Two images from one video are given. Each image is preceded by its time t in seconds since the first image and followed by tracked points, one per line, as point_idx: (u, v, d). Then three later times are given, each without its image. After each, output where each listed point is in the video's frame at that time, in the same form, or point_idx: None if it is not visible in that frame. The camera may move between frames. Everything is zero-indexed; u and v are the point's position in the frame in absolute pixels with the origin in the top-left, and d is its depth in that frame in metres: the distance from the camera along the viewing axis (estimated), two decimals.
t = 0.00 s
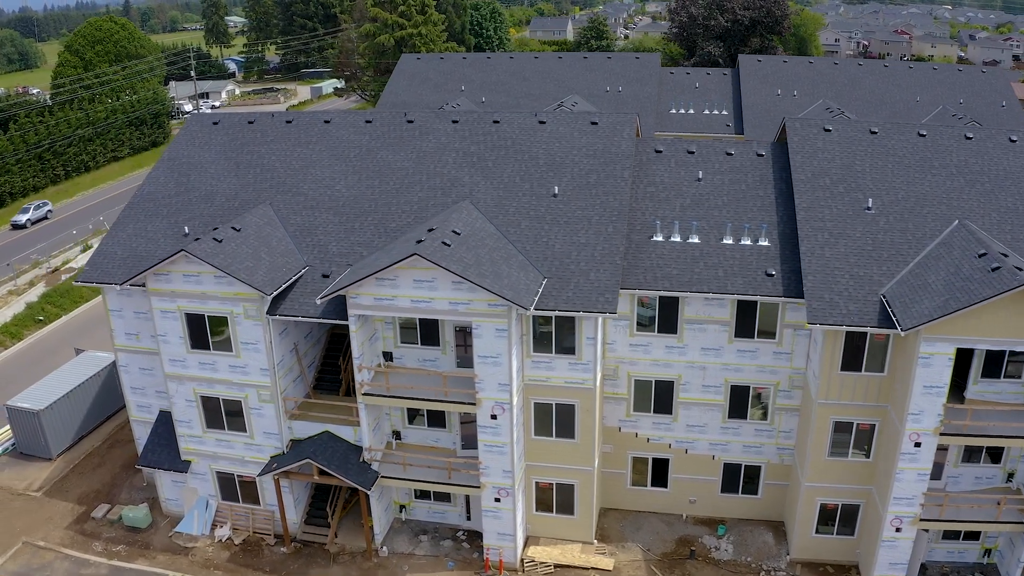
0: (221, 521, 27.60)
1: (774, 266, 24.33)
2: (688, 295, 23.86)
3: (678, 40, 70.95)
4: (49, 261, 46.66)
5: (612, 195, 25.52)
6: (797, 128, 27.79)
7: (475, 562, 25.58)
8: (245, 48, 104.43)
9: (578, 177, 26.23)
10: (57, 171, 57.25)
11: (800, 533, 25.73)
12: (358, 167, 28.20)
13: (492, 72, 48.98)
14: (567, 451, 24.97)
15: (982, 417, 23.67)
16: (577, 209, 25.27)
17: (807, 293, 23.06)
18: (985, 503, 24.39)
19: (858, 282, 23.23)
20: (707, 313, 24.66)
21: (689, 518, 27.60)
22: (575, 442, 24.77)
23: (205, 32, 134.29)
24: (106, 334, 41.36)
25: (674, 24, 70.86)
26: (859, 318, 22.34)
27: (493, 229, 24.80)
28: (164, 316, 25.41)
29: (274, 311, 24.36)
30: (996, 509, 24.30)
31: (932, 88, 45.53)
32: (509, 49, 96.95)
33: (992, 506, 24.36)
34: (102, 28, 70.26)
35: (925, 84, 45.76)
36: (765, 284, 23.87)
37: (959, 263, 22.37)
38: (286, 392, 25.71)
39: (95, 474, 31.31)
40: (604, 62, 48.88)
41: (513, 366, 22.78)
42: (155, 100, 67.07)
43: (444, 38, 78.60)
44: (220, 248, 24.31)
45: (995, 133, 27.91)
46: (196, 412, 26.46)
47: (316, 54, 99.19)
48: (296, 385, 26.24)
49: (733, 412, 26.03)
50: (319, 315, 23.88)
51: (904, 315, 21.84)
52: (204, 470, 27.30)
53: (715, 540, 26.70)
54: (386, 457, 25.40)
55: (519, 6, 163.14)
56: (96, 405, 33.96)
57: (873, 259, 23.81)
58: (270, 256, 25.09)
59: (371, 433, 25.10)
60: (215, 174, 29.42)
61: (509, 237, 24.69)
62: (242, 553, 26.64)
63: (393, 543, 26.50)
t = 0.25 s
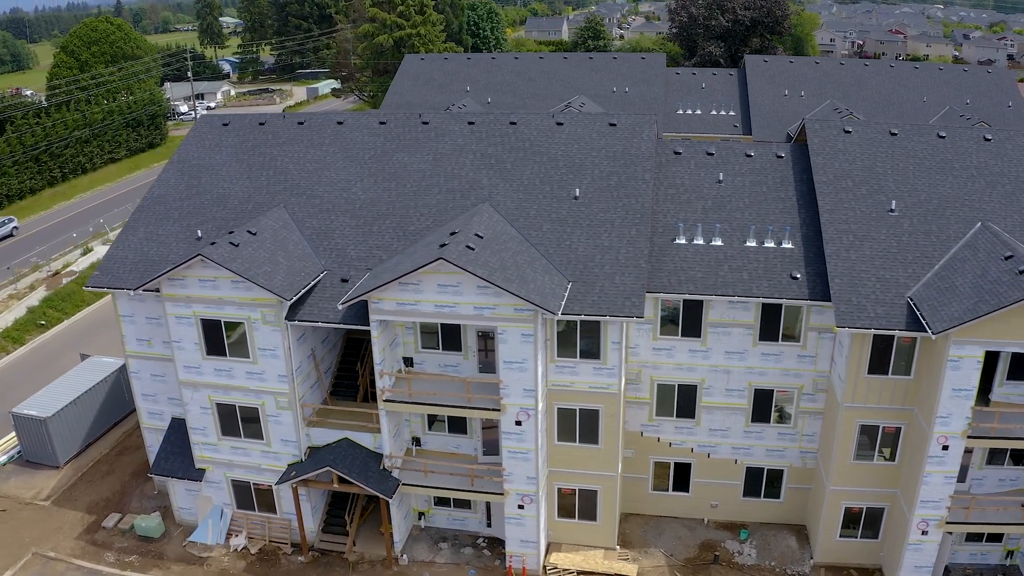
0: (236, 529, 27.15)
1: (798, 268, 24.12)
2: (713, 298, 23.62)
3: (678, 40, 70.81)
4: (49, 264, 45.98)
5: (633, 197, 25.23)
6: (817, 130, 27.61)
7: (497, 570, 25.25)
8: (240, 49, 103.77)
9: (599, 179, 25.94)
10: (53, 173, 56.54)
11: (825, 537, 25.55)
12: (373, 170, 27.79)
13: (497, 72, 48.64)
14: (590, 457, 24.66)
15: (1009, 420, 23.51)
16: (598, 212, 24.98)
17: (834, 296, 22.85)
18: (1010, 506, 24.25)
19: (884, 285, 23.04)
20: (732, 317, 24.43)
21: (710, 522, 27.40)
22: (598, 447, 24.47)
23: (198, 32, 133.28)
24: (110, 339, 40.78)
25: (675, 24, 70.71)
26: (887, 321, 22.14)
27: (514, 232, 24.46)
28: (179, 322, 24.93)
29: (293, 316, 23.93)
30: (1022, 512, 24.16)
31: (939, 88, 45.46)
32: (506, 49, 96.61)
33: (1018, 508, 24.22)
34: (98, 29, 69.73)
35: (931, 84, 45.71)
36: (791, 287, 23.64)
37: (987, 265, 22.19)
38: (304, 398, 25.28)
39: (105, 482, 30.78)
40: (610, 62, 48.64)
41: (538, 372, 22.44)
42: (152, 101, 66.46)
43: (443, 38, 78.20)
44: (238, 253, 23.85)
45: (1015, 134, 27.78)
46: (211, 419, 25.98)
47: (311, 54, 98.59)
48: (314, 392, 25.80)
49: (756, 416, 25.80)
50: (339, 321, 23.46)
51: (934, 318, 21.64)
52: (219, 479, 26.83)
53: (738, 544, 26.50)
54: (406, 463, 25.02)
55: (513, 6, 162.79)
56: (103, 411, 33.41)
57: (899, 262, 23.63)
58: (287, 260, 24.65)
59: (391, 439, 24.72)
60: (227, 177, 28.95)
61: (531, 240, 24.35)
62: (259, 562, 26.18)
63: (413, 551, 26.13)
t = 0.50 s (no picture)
0: (252, 538, 26.69)
1: (824, 271, 23.91)
2: (739, 302, 23.38)
3: (678, 40, 70.76)
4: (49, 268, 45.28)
5: (656, 199, 24.95)
6: (837, 131, 27.46)
7: None
8: (234, 50, 103.06)
9: (620, 181, 25.66)
10: (50, 175, 55.78)
11: (850, 541, 25.38)
12: (390, 172, 27.41)
13: (502, 73, 48.35)
14: (615, 463, 24.37)
15: None
16: (621, 214, 24.69)
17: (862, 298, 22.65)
18: None
19: (911, 287, 22.86)
20: (757, 320, 24.20)
21: (732, 527, 27.19)
22: (623, 453, 24.18)
23: (191, 32, 132.30)
24: (113, 343, 40.17)
25: (675, 24, 70.67)
26: (916, 324, 21.94)
27: (537, 235, 24.13)
28: (194, 329, 24.40)
29: (313, 322, 23.50)
30: None
31: (945, 88, 45.47)
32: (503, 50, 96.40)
33: None
34: (94, 29, 69.08)
35: (937, 85, 45.73)
36: (817, 290, 23.42)
37: (1016, 267, 22.05)
38: (323, 405, 24.85)
39: (115, 490, 30.23)
40: (615, 63, 48.43)
41: (565, 377, 22.14)
42: (149, 102, 65.83)
43: (442, 39, 77.84)
44: (256, 257, 23.40)
45: None
46: (227, 427, 25.51)
47: (307, 55, 98.03)
48: (332, 398, 25.37)
49: (779, 420, 25.59)
50: (361, 327, 23.05)
51: (963, 320, 21.46)
52: (235, 487, 26.37)
53: (761, 549, 26.29)
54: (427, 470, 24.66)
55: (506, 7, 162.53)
56: (110, 418, 32.84)
57: (925, 264, 23.47)
58: (306, 264, 24.21)
59: (413, 446, 24.37)
60: (239, 179, 28.49)
61: (554, 243, 24.03)
62: (277, 571, 25.74)
63: (433, 558, 25.77)
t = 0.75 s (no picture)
0: (270, 547, 26.28)
1: (850, 274, 23.73)
2: (766, 305, 23.17)
3: (679, 40, 70.68)
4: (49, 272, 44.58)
5: (680, 202, 24.70)
6: (858, 133, 27.30)
7: None
8: (229, 50, 102.30)
9: (642, 183, 25.40)
10: (48, 177, 55.06)
11: (875, 544, 25.21)
12: (408, 174, 27.04)
13: (508, 73, 48.03)
14: (640, 468, 24.11)
15: None
16: (645, 217, 24.43)
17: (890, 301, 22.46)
18: None
19: (939, 290, 22.70)
20: (783, 323, 23.99)
21: (756, 531, 27.00)
22: (649, 458, 23.92)
23: (184, 33, 131.38)
24: (118, 348, 39.57)
25: (676, 24, 70.59)
26: (945, 327, 21.77)
27: (561, 238, 23.82)
28: (212, 335, 23.94)
29: (335, 328, 23.11)
30: None
31: (953, 88, 45.48)
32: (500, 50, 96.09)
33: None
34: (90, 30, 68.39)
35: (945, 85, 45.73)
36: (844, 293, 23.23)
37: None
38: (344, 412, 24.46)
39: (126, 498, 29.72)
40: (622, 63, 48.22)
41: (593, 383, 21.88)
42: (147, 104, 65.18)
43: (441, 39, 77.37)
44: (276, 261, 22.98)
45: None
46: (245, 435, 25.07)
47: (302, 56, 97.42)
48: (353, 405, 24.98)
49: (804, 423, 25.40)
50: (384, 332, 22.68)
51: (994, 323, 21.28)
52: (253, 495, 25.95)
53: (786, 553, 26.10)
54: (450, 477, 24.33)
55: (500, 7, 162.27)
56: (119, 425, 32.31)
57: (952, 267, 23.32)
58: (326, 269, 23.81)
59: (436, 453, 24.02)
60: (253, 182, 28.04)
61: (578, 246, 23.74)
62: None
63: (455, 566, 25.43)
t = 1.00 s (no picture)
0: (289, 555, 25.87)
1: (876, 276, 23.56)
2: (793, 308, 22.96)
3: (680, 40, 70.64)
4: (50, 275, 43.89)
5: (704, 204, 24.46)
6: (879, 134, 27.16)
7: None
8: (224, 51, 101.52)
9: (665, 185, 25.15)
10: (46, 179, 54.34)
11: (901, 547, 25.06)
12: (426, 177, 26.69)
13: (514, 74, 47.74)
14: (666, 473, 23.86)
15: None
16: (669, 219, 24.19)
17: (919, 304, 22.29)
18: None
19: (967, 292, 22.55)
20: (809, 326, 23.79)
21: (779, 535, 26.83)
22: (676, 463, 23.67)
23: (176, 34, 130.55)
24: (122, 352, 38.97)
25: (676, 25, 70.56)
26: (975, 330, 21.59)
27: (585, 242, 23.53)
28: (231, 341, 23.50)
29: (358, 334, 22.73)
30: None
31: (959, 88, 45.53)
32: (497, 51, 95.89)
33: None
34: (86, 30, 67.58)
35: (951, 85, 45.77)
36: (870, 295, 23.05)
37: None
38: (365, 418, 24.08)
39: (139, 507, 29.21)
40: (628, 63, 48.03)
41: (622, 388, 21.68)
42: (145, 105, 64.46)
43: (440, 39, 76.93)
44: (298, 266, 22.57)
45: None
46: (265, 443, 24.66)
47: (298, 56, 96.85)
48: (374, 411, 24.60)
49: (829, 427, 25.22)
50: (408, 338, 22.33)
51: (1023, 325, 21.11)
52: (272, 504, 25.53)
53: (810, 557, 25.94)
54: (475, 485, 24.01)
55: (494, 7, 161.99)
56: (129, 431, 31.78)
57: (979, 268, 23.18)
58: (348, 273, 23.42)
59: (461, 460, 23.69)
60: (268, 185, 27.61)
61: (603, 250, 23.46)
62: None
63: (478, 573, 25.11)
